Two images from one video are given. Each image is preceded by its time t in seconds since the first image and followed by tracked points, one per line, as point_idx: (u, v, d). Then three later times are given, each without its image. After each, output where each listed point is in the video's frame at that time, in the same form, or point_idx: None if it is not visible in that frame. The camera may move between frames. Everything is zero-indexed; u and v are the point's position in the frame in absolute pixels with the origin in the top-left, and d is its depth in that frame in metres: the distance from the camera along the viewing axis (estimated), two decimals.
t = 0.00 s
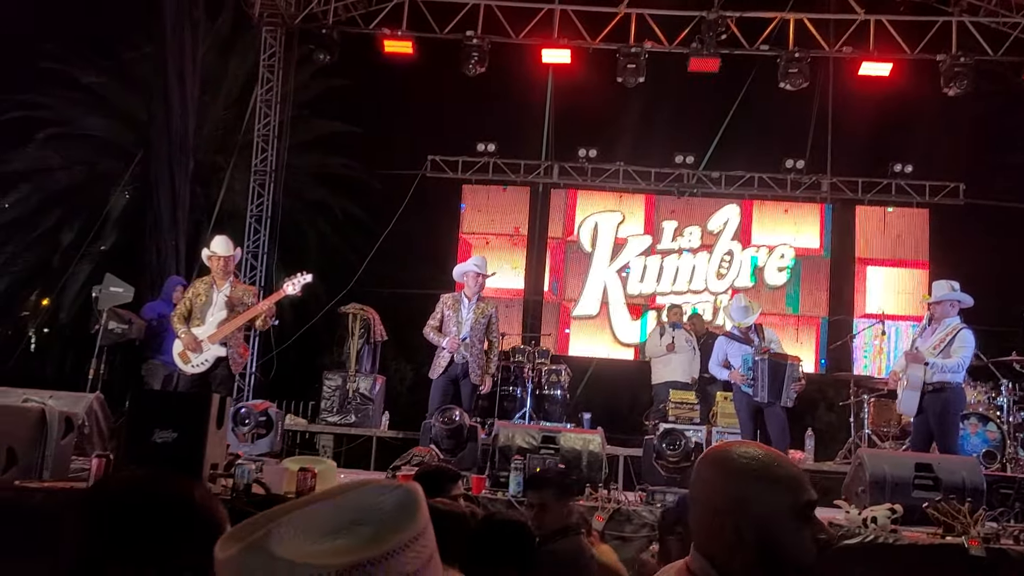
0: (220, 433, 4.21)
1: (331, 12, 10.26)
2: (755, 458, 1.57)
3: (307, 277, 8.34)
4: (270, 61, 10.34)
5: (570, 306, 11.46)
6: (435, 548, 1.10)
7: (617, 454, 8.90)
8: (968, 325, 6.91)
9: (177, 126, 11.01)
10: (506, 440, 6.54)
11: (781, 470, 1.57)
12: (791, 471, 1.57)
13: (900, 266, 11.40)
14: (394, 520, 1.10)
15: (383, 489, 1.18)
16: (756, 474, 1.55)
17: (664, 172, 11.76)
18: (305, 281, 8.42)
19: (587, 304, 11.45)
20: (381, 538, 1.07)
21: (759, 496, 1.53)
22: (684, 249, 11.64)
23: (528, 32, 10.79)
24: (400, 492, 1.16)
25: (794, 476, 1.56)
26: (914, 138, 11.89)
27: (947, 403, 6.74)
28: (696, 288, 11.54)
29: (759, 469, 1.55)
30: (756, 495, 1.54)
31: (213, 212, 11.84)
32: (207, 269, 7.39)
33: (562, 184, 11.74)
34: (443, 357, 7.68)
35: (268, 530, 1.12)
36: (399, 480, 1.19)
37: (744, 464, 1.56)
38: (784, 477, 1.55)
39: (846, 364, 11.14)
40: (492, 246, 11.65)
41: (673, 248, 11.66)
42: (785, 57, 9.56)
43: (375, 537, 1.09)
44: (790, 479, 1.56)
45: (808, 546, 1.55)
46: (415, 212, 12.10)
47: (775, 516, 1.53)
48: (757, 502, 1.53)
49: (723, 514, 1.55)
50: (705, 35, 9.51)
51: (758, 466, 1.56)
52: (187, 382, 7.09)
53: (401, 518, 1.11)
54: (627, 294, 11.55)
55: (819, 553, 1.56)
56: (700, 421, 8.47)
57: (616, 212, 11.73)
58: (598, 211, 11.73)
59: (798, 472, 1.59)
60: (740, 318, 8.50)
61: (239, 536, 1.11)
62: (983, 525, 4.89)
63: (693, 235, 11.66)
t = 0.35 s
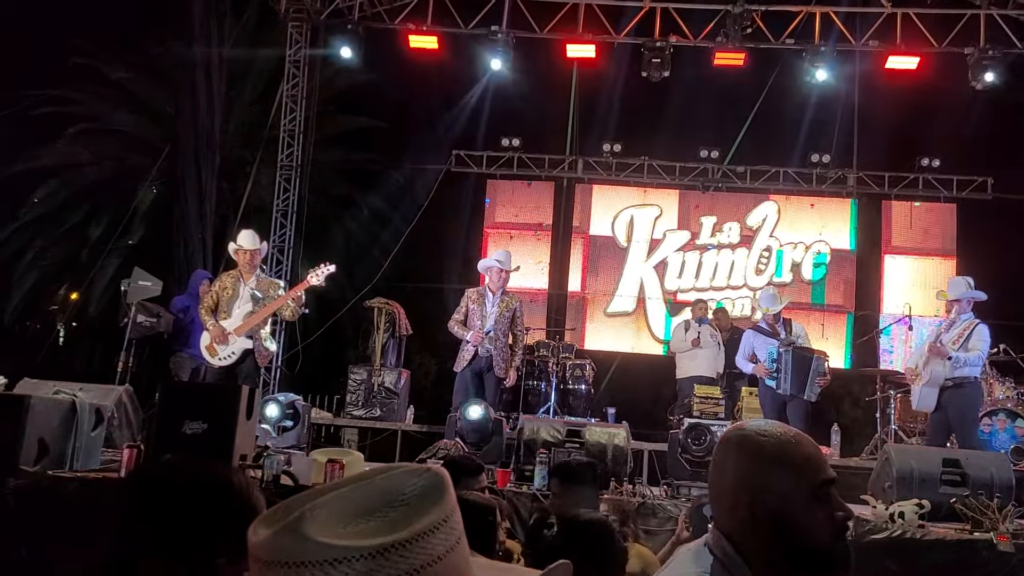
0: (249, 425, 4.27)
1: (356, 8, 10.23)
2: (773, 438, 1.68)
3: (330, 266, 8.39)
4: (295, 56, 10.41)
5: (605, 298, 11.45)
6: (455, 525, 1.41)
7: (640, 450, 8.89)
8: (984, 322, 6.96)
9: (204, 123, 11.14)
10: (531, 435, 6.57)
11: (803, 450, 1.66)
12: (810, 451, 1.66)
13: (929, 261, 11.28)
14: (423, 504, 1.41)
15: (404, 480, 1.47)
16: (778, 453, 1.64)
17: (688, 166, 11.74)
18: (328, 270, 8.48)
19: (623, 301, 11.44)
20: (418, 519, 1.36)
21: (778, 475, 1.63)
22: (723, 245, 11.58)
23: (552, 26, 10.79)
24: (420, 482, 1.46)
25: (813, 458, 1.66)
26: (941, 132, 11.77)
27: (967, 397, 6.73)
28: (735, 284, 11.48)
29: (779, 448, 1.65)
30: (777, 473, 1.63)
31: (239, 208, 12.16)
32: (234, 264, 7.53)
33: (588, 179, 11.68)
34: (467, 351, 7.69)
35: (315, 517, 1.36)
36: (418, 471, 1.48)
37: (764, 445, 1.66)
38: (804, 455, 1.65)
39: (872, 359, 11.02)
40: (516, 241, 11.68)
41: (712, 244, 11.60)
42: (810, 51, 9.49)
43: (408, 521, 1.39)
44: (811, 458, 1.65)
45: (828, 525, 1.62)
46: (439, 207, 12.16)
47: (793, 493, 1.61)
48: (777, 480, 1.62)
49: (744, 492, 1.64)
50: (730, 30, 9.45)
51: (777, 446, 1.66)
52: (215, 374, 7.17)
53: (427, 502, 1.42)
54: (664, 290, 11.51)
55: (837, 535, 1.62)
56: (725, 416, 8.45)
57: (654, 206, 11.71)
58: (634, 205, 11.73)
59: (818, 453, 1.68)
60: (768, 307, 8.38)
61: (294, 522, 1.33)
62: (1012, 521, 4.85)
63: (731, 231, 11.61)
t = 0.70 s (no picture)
0: (277, 416, 4.33)
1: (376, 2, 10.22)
2: (807, 442, 1.70)
3: (349, 256, 8.45)
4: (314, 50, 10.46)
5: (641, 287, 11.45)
6: (530, 539, 1.13)
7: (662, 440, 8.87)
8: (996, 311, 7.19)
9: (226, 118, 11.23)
10: (554, 424, 6.59)
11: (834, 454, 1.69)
12: (843, 456, 1.69)
13: (950, 249, 11.24)
14: (498, 502, 1.15)
15: (502, 478, 1.22)
16: (810, 458, 1.67)
17: (709, 156, 11.66)
18: (347, 260, 8.57)
19: (657, 293, 11.40)
20: (482, 513, 1.12)
21: (809, 478, 1.65)
22: (759, 235, 11.51)
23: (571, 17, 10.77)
24: (514, 492, 1.19)
25: (846, 464, 1.68)
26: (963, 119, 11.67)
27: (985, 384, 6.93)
28: (770, 274, 11.40)
29: (811, 452, 1.68)
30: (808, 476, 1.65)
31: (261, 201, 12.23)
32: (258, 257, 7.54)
33: (608, 171, 11.73)
34: (488, 342, 7.77)
35: (385, 481, 1.19)
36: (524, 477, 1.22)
37: (798, 448, 1.69)
38: (836, 458, 1.67)
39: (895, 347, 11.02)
40: (536, 233, 11.73)
41: (747, 235, 11.53)
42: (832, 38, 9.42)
43: (478, 512, 1.14)
44: (842, 463, 1.67)
45: (856, 529, 1.64)
46: (459, 199, 12.22)
47: (824, 497, 1.64)
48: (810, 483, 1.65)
49: (773, 493, 1.67)
50: (750, 18, 9.38)
51: (812, 449, 1.69)
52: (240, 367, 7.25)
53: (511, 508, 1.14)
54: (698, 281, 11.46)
55: (865, 538, 1.65)
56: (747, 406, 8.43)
57: (686, 196, 11.70)
58: (664, 195, 11.72)
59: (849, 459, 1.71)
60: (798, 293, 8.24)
61: (363, 478, 1.19)
62: None
63: (764, 222, 11.53)
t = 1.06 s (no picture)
0: (283, 420, 4.34)
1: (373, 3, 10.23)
2: (797, 448, 1.81)
3: (353, 259, 8.45)
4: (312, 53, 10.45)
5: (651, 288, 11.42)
6: (547, 542, 1.36)
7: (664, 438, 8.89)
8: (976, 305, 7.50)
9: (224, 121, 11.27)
10: (557, 424, 6.60)
11: (824, 459, 1.79)
12: (833, 461, 1.79)
13: (949, 244, 11.24)
14: (508, 510, 1.38)
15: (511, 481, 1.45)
16: (801, 464, 1.77)
17: (707, 154, 11.74)
18: (351, 263, 8.54)
19: (673, 293, 11.38)
20: (504, 519, 1.35)
21: (797, 484, 1.76)
22: (771, 233, 11.46)
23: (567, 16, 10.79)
24: (526, 495, 1.42)
25: (836, 468, 1.78)
26: (958, 114, 11.69)
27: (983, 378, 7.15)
28: (779, 271, 11.36)
29: (802, 458, 1.78)
30: (799, 481, 1.76)
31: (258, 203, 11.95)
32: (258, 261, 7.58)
33: (606, 170, 11.71)
34: (490, 343, 7.79)
35: (414, 486, 1.41)
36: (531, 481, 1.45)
37: (787, 453, 1.79)
38: (825, 464, 1.77)
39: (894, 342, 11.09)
40: (535, 231, 11.70)
41: (760, 233, 11.48)
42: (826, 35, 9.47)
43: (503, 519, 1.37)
44: (832, 469, 1.77)
45: (841, 532, 1.76)
46: (457, 199, 12.27)
47: (811, 502, 1.75)
48: (800, 488, 1.75)
49: (762, 496, 1.78)
50: (746, 16, 9.42)
51: (800, 453, 1.79)
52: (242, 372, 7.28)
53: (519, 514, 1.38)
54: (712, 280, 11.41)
55: (847, 537, 1.77)
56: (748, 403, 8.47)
57: (701, 193, 11.65)
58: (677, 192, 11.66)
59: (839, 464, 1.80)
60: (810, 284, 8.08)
61: (392, 484, 1.40)
62: None
63: (775, 219, 11.50)
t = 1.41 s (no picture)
0: (265, 425, 4.32)
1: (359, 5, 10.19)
2: (762, 432, 1.70)
3: (339, 265, 8.43)
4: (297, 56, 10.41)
5: (645, 289, 11.45)
6: (506, 539, 1.23)
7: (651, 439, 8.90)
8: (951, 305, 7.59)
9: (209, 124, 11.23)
10: (542, 425, 6.60)
11: (791, 443, 1.68)
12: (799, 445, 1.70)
13: (934, 244, 11.31)
14: (468, 510, 1.24)
15: (461, 480, 1.31)
16: (766, 450, 1.67)
17: (692, 155, 11.84)
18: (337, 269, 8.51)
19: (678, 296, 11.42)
20: (467, 521, 1.21)
21: (763, 470, 1.65)
22: (769, 234, 11.51)
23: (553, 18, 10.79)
24: (484, 487, 1.29)
25: (802, 453, 1.69)
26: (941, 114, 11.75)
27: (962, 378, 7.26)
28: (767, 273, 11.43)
29: (767, 442, 1.67)
30: (765, 468, 1.66)
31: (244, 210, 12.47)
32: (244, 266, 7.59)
33: (591, 171, 11.83)
34: (476, 345, 7.77)
35: (370, 504, 1.26)
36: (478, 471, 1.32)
37: (751, 437, 1.69)
38: (792, 448, 1.67)
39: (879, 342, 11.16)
40: (522, 232, 11.70)
41: (758, 234, 11.55)
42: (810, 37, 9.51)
43: (466, 517, 1.22)
44: (799, 454, 1.68)
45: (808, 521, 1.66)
46: (444, 201, 12.31)
47: (776, 489, 1.65)
48: (768, 474, 1.65)
49: (729, 483, 1.68)
50: (730, 17, 9.46)
51: (766, 438, 1.69)
52: (227, 376, 7.22)
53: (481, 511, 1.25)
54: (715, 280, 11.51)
55: (813, 527, 1.67)
56: (734, 403, 8.51)
57: (702, 195, 11.68)
58: (687, 193, 11.70)
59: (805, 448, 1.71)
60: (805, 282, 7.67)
61: (345, 508, 1.24)
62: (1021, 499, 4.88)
63: (775, 220, 11.54)
